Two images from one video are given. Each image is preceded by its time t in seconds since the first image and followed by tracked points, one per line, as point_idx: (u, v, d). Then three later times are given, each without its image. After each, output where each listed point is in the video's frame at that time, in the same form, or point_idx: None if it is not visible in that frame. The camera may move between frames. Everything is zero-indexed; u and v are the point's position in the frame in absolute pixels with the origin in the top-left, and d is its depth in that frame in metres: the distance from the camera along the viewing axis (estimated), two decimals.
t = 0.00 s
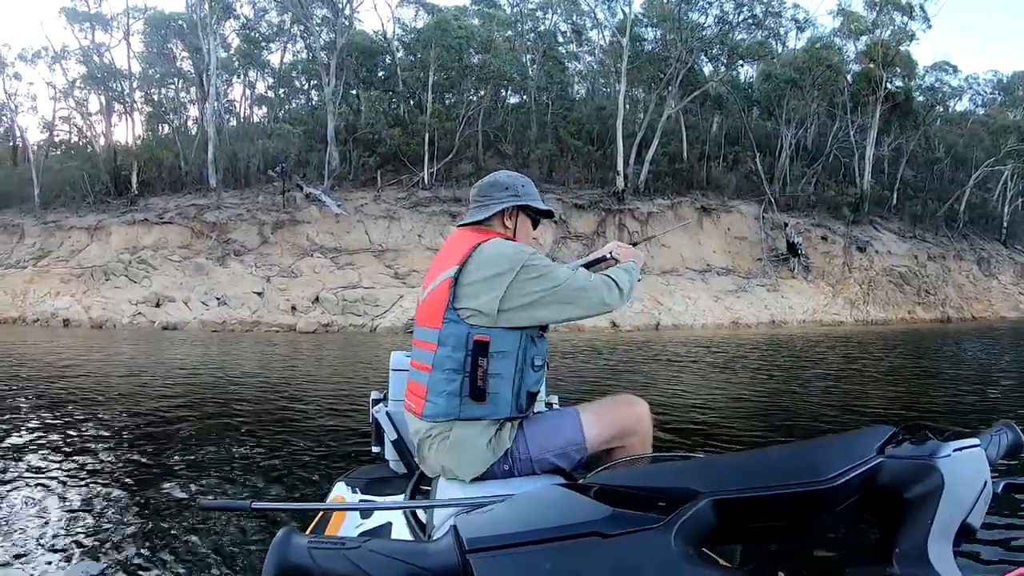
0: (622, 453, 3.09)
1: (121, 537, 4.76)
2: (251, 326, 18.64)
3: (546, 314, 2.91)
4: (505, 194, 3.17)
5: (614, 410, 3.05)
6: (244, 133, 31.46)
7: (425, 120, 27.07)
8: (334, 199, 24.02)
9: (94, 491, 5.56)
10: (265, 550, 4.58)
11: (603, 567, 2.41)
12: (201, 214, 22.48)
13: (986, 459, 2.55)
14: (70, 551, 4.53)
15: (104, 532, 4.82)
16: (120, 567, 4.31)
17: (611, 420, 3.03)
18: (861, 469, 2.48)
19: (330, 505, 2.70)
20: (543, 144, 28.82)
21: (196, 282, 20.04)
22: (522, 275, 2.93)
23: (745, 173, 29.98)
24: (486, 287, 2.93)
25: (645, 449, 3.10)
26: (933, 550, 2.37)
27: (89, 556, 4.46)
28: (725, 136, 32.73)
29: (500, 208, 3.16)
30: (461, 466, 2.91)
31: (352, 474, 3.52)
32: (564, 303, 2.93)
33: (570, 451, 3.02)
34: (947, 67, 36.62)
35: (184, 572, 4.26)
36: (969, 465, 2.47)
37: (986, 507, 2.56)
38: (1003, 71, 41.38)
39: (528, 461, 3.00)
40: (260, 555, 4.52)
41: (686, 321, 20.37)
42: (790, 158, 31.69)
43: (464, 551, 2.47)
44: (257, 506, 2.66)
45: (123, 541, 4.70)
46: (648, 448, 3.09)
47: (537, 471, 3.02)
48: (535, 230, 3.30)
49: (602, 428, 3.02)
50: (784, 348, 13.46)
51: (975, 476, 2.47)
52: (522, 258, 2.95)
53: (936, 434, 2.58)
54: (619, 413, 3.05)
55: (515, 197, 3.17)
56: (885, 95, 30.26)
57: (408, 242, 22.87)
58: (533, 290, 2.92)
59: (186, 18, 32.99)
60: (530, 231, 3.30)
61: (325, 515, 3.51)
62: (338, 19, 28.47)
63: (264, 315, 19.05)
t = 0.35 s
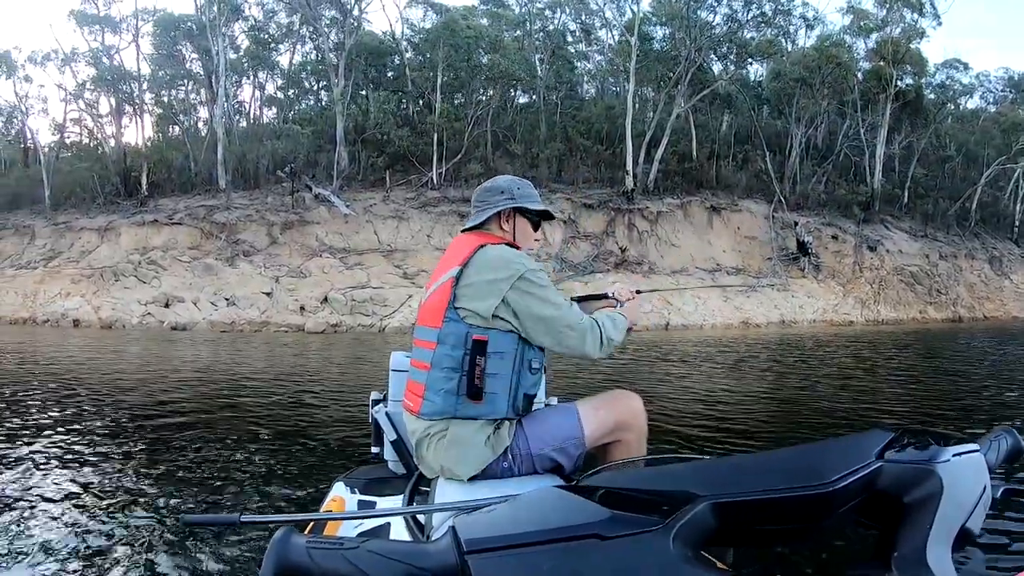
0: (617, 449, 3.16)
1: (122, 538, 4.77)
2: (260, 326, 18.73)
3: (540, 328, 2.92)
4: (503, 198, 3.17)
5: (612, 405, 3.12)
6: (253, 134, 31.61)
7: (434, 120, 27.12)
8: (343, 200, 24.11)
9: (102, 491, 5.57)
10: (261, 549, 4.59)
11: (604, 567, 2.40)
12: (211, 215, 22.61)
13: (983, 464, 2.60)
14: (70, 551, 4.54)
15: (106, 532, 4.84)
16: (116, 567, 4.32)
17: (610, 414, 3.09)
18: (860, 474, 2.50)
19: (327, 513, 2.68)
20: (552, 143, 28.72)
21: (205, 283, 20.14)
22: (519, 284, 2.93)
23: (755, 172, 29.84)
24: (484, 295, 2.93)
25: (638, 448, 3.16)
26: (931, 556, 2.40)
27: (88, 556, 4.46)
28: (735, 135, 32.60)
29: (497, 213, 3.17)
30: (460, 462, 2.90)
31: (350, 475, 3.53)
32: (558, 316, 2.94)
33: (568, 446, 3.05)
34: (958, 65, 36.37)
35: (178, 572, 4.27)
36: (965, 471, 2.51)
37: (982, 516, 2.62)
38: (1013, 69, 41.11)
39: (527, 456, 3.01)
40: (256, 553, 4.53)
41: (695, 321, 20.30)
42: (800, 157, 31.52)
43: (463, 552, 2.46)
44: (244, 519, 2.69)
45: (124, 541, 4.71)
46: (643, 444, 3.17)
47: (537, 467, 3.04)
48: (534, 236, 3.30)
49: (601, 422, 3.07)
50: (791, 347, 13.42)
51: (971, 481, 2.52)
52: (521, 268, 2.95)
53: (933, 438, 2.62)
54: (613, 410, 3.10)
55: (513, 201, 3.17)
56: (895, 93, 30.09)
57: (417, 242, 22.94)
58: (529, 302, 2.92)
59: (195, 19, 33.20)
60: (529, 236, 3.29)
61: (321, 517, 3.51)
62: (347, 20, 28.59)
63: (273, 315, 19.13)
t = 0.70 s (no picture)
0: (617, 449, 3.16)
1: (128, 538, 4.79)
2: (269, 327, 18.82)
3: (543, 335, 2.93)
4: (507, 201, 3.18)
5: (612, 404, 3.12)
6: (260, 135, 31.74)
7: (441, 119, 27.16)
8: (351, 200, 24.19)
9: (117, 492, 5.62)
10: (260, 550, 4.59)
11: (602, 568, 2.41)
12: (220, 216, 22.75)
13: (982, 471, 2.63)
14: (74, 551, 4.57)
15: (111, 533, 4.86)
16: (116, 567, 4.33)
17: (610, 413, 3.10)
18: (860, 478, 2.53)
19: (327, 508, 2.71)
20: (559, 141, 28.66)
21: (214, 284, 20.24)
22: (524, 289, 2.92)
23: (764, 168, 29.69)
24: (488, 298, 2.93)
25: (638, 448, 3.17)
26: (930, 560, 2.42)
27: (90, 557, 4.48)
28: (743, 131, 32.43)
29: (501, 215, 3.17)
30: (460, 463, 2.91)
31: (350, 476, 3.56)
32: (562, 323, 2.94)
33: (569, 446, 3.06)
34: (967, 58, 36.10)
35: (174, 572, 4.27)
36: (964, 476, 2.54)
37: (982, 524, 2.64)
38: None
39: (528, 456, 3.01)
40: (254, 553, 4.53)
41: (704, 319, 20.21)
42: (809, 153, 31.33)
43: (461, 552, 2.46)
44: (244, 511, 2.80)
45: (130, 542, 4.73)
46: (643, 444, 3.18)
47: (536, 467, 3.04)
48: (538, 238, 3.30)
49: (601, 422, 3.08)
50: (799, 345, 13.37)
51: (970, 487, 2.54)
52: (527, 272, 2.95)
53: (931, 445, 2.65)
54: (613, 409, 3.11)
55: (517, 203, 3.18)
56: (904, 87, 29.92)
57: (425, 242, 22.98)
58: (531, 308, 2.92)
59: (201, 22, 33.38)
60: (534, 241, 3.30)
61: (320, 516, 3.54)
62: (353, 21, 28.68)
63: (282, 316, 19.21)
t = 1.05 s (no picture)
0: (617, 449, 3.19)
1: (132, 538, 4.81)
2: (277, 327, 18.89)
3: (543, 332, 2.92)
4: (506, 200, 3.18)
5: (612, 405, 3.15)
6: (267, 137, 31.86)
7: (448, 119, 27.18)
8: (359, 200, 24.25)
9: (119, 490, 5.70)
10: (263, 549, 4.60)
11: (600, 568, 2.41)
12: (228, 218, 22.88)
13: (981, 471, 2.62)
14: (78, 550, 4.62)
15: (115, 530, 4.94)
16: (121, 567, 4.35)
17: (610, 413, 3.12)
18: (860, 477, 2.52)
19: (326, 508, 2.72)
20: (567, 139, 28.61)
21: (222, 286, 20.33)
22: (524, 287, 2.92)
23: (773, 164, 29.54)
24: (487, 296, 2.93)
25: (638, 448, 3.19)
26: (930, 560, 2.42)
27: (95, 557, 4.50)
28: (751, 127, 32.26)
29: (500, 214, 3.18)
30: (460, 462, 2.93)
31: (349, 475, 3.57)
32: (561, 320, 2.94)
33: (569, 446, 3.08)
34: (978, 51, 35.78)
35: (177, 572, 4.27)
36: (964, 476, 2.54)
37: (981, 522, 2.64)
38: None
39: (528, 455, 3.02)
40: (257, 552, 4.55)
41: (714, 316, 20.13)
42: (818, 148, 31.15)
43: (461, 551, 2.47)
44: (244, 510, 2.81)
45: (133, 542, 4.75)
46: (642, 445, 3.20)
47: (535, 467, 3.05)
48: (538, 238, 3.29)
49: (601, 422, 3.11)
50: (808, 341, 13.31)
51: (970, 487, 2.54)
52: (528, 270, 2.95)
53: (931, 443, 2.64)
54: (613, 409, 3.13)
55: (516, 203, 3.18)
56: (913, 81, 29.74)
57: (433, 241, 23.01)
58: (531, 305, 2.92)
59: (207, 25, 33.54)
60: (535, 240, 3.29)
61: (320, 515, 3.56)
62: (359, 22, 28.75)
63: (290, 317, 19.28)
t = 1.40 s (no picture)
0: (620, 447, 3.19)
1: (136, 541, 4.82)
2: (286, 328, 18.98)
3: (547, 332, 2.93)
4: (510, 200, 3.17)
5: (614, 402, 3.14)
6: (275, 139, 32.02)
7: (456, 119, 27.24)
8: (367, 201, 24.33)
9: (115, 491, 5.76)
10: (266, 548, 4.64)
11: (602, 567, 2.39)
12: (237, 220, 23.01)
13: (985, 465, 2.59)
14: (80, 549, 4.69)
15: (118, 529, 5.01)
16: (124, 569, 4.36)
17: (611, 412, 3.12)
18: (861, 472, 2.50)
19: (327, 509, 2.71)
20: (575, 138, 28.61)
21: (231, 286, 20.44)
22: (530, 287, 2.93)
23: (782, 162, 29.41)
24: (490, 295, 2.94)
25: (641, 446, 3.19)
26: (931, 556, 2.41)
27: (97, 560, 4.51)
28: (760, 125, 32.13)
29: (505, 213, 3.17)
30: (462, 460, 2.93)
31: (350, 474, 3.59)
32: (566, 320, 2.95)
33: (571, 444, 3.08)
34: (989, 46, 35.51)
35: (180, 571, 4.31)
36: (966, 469, 2.51)
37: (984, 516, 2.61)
38: None
39: (530, 453, 3.03)
40: (261, 554, 4.54)
41: (723, 315, 20.05)
42: (827, 145, 31.01)
43: (463, 551, 2.46)
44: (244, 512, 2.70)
45: (138, 544, 4.75)
46: (645, 442, 3.19)
47: (538, 464, 3.05)
48: (542, 239, 3.29)
49: (602, 419, 3.11)
50: (818, 339, 13.26)
51: (972, 481, 2.52)
52: (533, 270, 2.96)
53: (934, 436, 2.62)
54: (615, 407, 3.13)
55: (519, 203, 3.17)
56: (923, 76, 29.58)
57: (441, 242, 23.05)
58: (536, 304, 2.93)
59: (215, 27, 33.78)
60: (540, 242, 3.28)
61: (321, 516, 3.57)
62: (366, 23, 28.86)
63: (298, 318, 19.36)
